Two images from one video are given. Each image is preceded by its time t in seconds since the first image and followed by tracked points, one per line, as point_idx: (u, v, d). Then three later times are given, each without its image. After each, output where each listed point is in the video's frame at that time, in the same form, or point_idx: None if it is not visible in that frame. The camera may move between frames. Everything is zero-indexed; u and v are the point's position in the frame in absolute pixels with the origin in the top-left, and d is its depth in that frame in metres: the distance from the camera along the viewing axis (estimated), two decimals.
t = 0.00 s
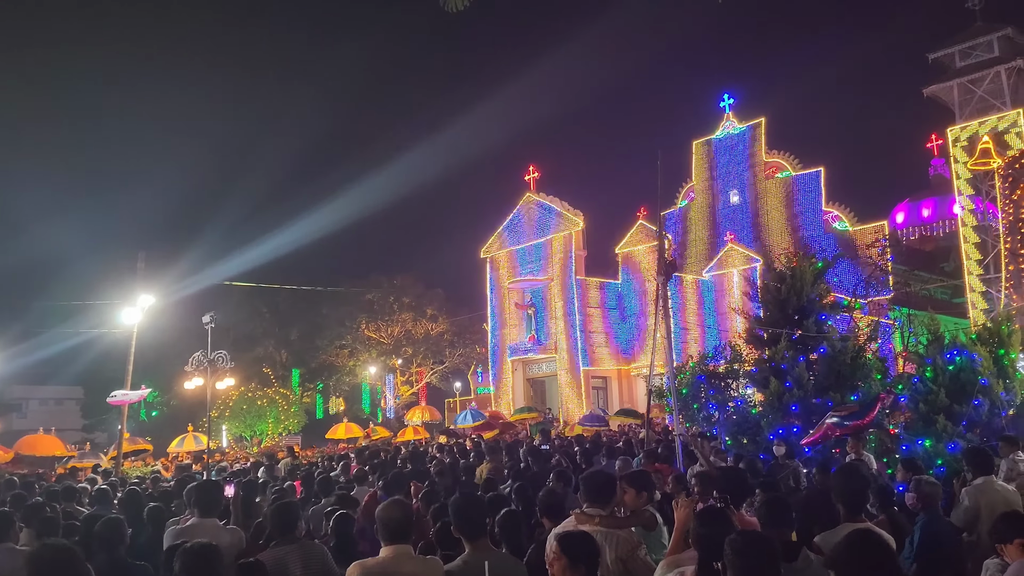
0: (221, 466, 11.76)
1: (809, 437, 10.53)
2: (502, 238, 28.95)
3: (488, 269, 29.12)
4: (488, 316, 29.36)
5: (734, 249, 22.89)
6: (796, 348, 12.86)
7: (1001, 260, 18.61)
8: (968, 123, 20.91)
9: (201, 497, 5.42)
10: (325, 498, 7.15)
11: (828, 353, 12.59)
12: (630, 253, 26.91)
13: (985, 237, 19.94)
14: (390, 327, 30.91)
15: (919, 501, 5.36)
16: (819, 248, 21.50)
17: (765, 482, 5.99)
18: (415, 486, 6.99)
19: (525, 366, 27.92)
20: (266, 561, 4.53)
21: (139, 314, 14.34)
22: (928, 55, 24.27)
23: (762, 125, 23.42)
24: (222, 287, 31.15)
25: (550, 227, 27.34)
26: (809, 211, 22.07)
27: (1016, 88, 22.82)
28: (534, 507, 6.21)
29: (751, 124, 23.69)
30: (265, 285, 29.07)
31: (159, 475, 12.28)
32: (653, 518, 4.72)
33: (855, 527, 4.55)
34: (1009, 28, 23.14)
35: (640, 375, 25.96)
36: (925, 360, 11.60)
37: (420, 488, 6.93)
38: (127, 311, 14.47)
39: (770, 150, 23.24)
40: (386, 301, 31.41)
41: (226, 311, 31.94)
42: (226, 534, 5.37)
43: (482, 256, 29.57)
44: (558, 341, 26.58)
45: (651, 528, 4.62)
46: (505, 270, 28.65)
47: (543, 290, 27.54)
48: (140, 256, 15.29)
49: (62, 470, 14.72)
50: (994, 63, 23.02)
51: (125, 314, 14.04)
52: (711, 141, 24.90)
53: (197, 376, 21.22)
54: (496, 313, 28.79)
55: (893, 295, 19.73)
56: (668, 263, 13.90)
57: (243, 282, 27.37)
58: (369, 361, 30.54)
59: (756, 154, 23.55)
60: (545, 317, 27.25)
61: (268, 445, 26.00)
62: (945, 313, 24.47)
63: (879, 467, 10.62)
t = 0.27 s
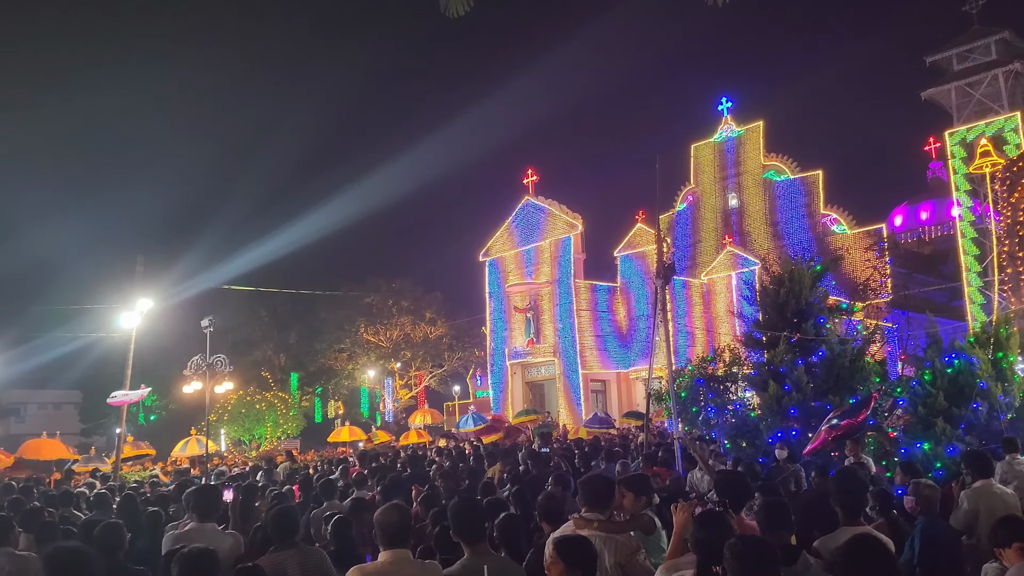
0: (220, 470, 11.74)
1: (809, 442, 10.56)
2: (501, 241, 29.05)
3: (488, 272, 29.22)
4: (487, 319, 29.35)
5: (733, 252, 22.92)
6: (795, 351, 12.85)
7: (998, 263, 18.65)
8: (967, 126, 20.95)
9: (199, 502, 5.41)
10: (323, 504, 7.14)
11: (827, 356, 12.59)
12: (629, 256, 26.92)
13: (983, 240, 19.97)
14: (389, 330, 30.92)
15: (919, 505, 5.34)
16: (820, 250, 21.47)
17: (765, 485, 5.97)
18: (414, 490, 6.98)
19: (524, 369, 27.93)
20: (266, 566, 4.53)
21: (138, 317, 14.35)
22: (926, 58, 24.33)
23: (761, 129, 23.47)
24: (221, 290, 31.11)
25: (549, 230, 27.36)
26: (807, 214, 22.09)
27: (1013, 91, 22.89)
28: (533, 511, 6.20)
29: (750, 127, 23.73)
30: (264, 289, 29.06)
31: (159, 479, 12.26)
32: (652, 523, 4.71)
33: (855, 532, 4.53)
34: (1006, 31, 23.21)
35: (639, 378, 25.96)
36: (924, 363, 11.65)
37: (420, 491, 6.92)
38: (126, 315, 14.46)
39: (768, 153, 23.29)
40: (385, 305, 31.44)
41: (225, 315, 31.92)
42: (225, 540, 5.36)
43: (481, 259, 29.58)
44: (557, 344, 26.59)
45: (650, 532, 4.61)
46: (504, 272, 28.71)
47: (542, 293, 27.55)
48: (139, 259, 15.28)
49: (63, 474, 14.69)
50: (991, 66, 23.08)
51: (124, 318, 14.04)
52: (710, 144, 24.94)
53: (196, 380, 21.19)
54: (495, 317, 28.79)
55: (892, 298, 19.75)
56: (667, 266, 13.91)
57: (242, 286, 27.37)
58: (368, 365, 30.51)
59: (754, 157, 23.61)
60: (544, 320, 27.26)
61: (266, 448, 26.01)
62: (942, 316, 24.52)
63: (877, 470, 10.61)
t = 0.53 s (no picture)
0: (221, 475, 11.73)
1: (809, 447, 10.52)
2: (502, 245, 29.09)
3: (488, 276, 29.28)
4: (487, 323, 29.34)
5: (732, 256, 22.92)
6: (795, 354, 12.85)
7: (999, 265, 18.67)
8: (967, 129, 21.00)
9: (198, 507, 5.39)
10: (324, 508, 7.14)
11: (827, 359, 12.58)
12: (629, 260, 26.93)
13: (983, 242, 20.00)
14: (390, 334, 30.91)
15: (919, 509, 5.34)
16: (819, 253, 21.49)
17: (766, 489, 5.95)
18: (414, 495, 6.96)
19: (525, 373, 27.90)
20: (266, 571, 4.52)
21: (138, 322, 14.35)
22: (925, 61, 24.39)
23: (760, 132, 23.51)
24: (221, 295, 31.09)
25: (549, 234, 27.38)
26: (806, 217, 22.11)
27: (1013, 93, 22.91)
28: (533, 516, 6.18)
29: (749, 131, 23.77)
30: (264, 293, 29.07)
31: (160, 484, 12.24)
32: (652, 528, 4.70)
33: (858, 537, 4.50)
34: (1005, 34, 23.27)
35: (639, 382, 25.91)
36: (924, 366, 11.62)
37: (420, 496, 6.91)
38: (127, 319, 14.47)
39: (768, 157, 23.31)
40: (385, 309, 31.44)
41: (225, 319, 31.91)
42: (225, 546, 5.35)
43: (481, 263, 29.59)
44: (557, 348, 26.56)
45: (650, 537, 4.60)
46: (504, 276, 28.75)
47: (542, 297, 27.54)
48: (139, 264, 15.30)
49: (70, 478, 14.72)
50: (990, 69, 23.10)
51: (124, 323, 14.04)
52: (709, 148, 24.98)
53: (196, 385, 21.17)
54: (495, 320, 28.79)
55: (892, 301, 19.75)
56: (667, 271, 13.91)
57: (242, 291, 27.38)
58: (368, 369, 30.48)
59: (754, 161, 23.65)
60: (544, 324, 27.24)
61: (267, 453, 25.97)
62: (943, 319, 24.50)
63: (878, 473, 10.66)
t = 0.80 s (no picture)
0: (222, 480, 11.72)
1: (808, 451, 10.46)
2: (502, 248, 29.08)
3: (489, 279, 29.26)
4: (488, 326, 29.30)
5: (734, 258, 22.90)
6: (796, 357, 12.85)
7: (999, 267, 18.66)
8: (966, 132, 21.02)
9: (200, 512, 5.39)
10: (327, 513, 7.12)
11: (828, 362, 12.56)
12: (629, 263, 26.95)
13: (984, 244, 20.00)
14: (391, 338, 30.90)
15: (919, 510, 5.33)
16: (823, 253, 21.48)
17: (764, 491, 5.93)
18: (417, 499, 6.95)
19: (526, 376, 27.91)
20: None
21: (139, 327, 14.34)
22: (925, 63, 24.41)
23: (760, 134, 23.52)
24: (222, 299, 31.10)
25: (551, 238, 27.37)
26: (807, 220, 22.13)
27: (1013, 95, 22.92)
28: (536, 520, 6.16)
29: (749, 133, 23.79)
30: (265, 298, 29.09)
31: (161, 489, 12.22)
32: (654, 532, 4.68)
33: (861, 542, 4.50)
34: (1005, 36, 23.29)
35: (641, 385, 25.86)
36: (926, 368, 11.62)
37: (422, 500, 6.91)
38: (127, 324, 14.47)
39: (768, 159, 23.33)
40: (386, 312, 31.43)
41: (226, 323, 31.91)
42: (225, 553, 5.35)
43: (482, 266, 29.60)
44: (559, 351, 26.54)
45: (651, 542, 4.60)
46: (505, 280, 28.75)
47: (543, 300, 27.54)
48: (140, 269, 15.31)
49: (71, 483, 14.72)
50: (990, 71, 23.12)
51: (125, 328, 14.05)
52: (710, 150, 24.99)
53: (198, 390, 21.14)
54: (496, 324, 28.78)
55: (893, 303, 19.75)
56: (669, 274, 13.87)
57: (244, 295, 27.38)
58: (369, 373, 30.48)
59: (754, 163, 23.66)
60: (544, 327, 27.27)
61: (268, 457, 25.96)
62: (944, 321, 24.48)
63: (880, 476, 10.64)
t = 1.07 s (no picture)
0: (224, 484, 11.75)
1: (812, 456, 10.51)
2: (504, 251, 29.10)
3: (490, 283, 29.29)
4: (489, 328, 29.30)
5: (736, 261, 22.89)
6: (797, 360, 12.85)
7: (1000, 269, 18.68)
8: (967, 133, 20.99)
9: (202, 517, 5.38)
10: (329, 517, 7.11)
11: (830, 365, 12.55)
12: (631, 266, 26.94)
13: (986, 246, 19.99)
14: (392, 341, 30.92)
15: (922, 514, 5.31)
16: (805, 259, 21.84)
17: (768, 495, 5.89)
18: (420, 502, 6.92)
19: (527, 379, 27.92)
20: None
21: (141, 331, 14.35)
22: (926, 65, 24.40)
23: (761, 137, 23.55)
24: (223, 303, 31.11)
25: (552, 241, 27.40)
26: (809, 222, 22.10)
27: (1013, 97, 22.92)
28: (538, 523, 6.15)
29: (750, 135, 23.80)
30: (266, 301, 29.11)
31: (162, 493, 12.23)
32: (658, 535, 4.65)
33: (864, 546, 4.49)
34: (1005, 38, 23.29)
35: (642, 388, 25.86)
36: (928, 371, 11.61)
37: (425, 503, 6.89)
38: (129, 328, 14.50)
39: (769, 161, 23.35)
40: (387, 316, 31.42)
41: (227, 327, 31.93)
42: (227, 557, 5.34)
43: (484, 269, 29.59)
44: (560, 355, 26.55)
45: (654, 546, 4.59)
46: (507, 283, 28.81)
47: (544, 303, 27.56)
48: (142, 274, 15.33)
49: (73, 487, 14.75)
50: (991, 73, 23.13)
51: (127, 332, 14.09)
52: (710, 153, 25.00)
53: (199, 394, 21.16)
54: (497, 327, 28.80)
55: (894, 305, 19.75)
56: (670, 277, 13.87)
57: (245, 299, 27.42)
58: (371, 376, 30.50)
59: (755, 165, 23.66)
60: (545, 330, 27.30)
61: (270, 460, 26.02)
62: (945, 323, 24.49)
63: (883, 478, 10.74)
